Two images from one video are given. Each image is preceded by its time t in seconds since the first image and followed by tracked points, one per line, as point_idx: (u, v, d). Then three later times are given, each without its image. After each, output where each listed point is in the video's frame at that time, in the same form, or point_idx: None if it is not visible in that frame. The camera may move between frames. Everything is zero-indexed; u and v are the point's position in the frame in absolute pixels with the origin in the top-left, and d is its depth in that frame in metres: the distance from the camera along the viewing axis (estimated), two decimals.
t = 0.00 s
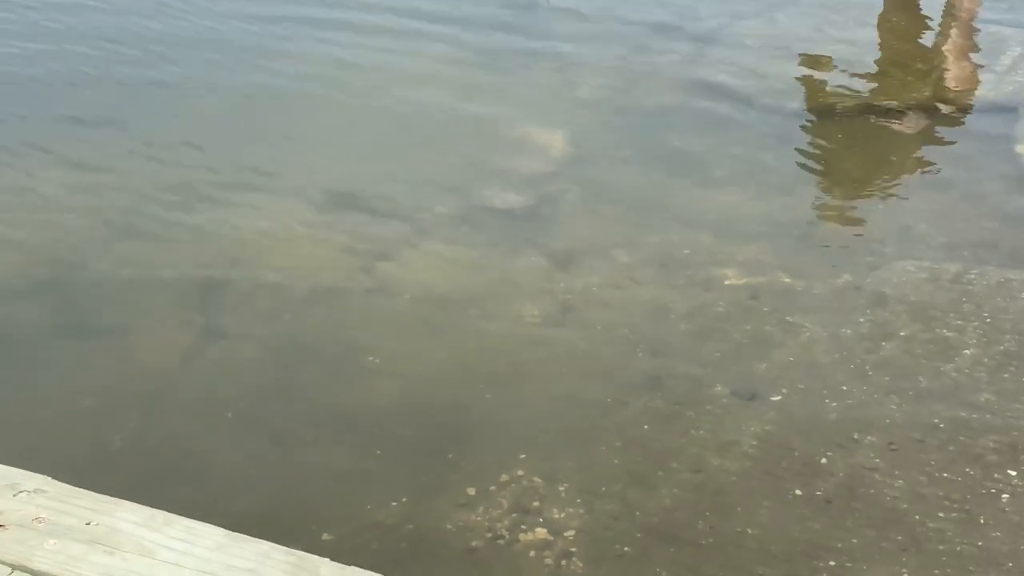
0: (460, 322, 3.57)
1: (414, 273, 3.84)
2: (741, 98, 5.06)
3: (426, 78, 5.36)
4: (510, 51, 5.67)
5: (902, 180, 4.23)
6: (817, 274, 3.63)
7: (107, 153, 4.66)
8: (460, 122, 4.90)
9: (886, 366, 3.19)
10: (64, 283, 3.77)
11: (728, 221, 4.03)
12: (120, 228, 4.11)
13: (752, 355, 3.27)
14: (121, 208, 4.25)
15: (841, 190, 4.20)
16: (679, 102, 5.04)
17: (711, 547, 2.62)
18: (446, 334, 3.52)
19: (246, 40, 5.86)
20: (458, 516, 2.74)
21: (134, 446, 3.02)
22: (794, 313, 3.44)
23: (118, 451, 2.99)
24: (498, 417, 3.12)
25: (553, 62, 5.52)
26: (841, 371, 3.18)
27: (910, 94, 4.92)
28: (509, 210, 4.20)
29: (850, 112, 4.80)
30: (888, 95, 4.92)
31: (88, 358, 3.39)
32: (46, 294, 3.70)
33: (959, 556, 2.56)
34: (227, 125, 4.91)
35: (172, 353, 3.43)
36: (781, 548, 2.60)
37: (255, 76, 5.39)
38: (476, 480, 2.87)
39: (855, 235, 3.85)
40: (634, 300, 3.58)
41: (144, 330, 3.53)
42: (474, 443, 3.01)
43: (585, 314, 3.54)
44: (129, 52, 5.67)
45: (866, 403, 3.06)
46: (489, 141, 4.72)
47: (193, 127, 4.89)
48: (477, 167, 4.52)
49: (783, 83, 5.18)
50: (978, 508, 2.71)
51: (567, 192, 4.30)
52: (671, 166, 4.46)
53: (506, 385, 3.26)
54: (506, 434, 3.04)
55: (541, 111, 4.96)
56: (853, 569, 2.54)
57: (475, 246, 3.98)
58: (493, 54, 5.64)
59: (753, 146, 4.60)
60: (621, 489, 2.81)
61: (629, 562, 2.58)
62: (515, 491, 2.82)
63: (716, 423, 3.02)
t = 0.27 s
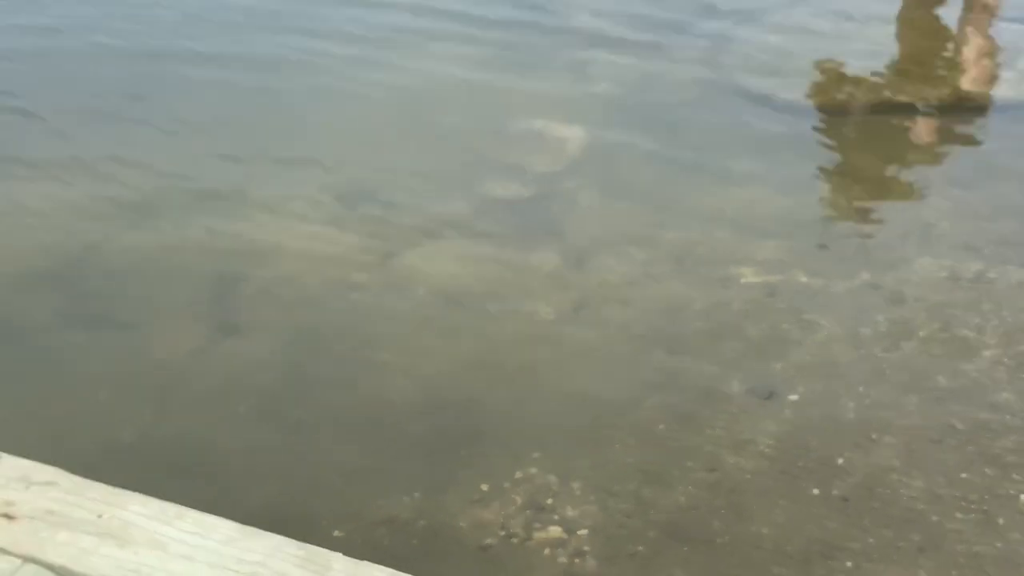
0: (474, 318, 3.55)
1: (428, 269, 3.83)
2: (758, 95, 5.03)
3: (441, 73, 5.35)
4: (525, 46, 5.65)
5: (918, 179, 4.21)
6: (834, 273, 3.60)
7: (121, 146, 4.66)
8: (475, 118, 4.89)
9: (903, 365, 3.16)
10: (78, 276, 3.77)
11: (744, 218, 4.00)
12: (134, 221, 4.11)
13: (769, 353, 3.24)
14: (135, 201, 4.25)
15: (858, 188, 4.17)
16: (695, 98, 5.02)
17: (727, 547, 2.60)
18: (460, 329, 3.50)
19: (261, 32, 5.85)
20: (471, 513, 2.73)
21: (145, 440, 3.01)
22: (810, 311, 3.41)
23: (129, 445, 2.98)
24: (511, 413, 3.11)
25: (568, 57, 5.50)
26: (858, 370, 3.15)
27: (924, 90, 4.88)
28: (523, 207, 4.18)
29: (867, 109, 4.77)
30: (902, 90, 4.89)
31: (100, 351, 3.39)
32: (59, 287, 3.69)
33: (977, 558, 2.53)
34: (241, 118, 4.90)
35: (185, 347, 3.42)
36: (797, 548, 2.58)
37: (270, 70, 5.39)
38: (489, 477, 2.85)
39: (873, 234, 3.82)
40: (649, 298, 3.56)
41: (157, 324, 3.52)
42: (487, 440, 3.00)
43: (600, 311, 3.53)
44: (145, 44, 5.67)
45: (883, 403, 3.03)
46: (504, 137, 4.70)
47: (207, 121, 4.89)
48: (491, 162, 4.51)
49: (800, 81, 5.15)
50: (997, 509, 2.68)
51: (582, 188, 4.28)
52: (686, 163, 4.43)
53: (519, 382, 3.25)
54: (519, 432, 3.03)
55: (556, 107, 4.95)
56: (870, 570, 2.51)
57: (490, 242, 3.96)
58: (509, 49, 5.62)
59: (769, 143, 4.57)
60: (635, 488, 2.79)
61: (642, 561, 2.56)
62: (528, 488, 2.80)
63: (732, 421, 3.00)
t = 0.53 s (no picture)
0: (485, 315, 3.64)
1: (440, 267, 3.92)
2: (767, 96, 5.09)
3: (454, 74, 5.44)
4: (537, 45, 5.72)
5: (922, 180, 4.27)
6: (839, 273, 3.66)
7: (142, 147, 4.76)
8: (487, 118, 4.98)
9: (905, 364, 3.22)
10: (99, 274, 3.87)
11: (751, 218, 4.06)
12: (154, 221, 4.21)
13: (772, 352, 3.31)
14: (155, 201, 4.35)
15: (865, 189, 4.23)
16: (705, 99, 5.08)
17: (728, 543, 2.68)
18: (470, 326, 3.59)
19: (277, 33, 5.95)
20: (479, 508, 2.81)
21: (167, 437, 3.12)
22: (814, 310, 3.48)
23: (151, 443, 3.09)
24: (520, 410, 3.19)
25: (580, 58, 5.57)
26: (861, 369, 3.22)
27: (930, 95, 4.96)
28: (534, 206, 4.26)
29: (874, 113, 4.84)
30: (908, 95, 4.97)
31: (120, 348, 3.49)
32: (81, 286, 3.80)
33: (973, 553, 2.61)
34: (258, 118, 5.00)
35: (203, 343, 3.52)
36: (796, 543, 2.65)
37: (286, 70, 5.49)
38: (498, 473, 2.93)
39: (878, 234, 3.88)
40: (656, 296, 3.63)
41: (175, 322, 3.62)
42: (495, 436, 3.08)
43: (607, 310, 3.60)
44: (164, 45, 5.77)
45: (885, 401, 3.09)
46: (516, 136, 4.78)
47: (224, 121, 4.99)
48: (503, 162, 4.59)
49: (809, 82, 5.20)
50: (993, 505, 2.75)
51: (592, 187, 4.36)
52: (695, 164, 4.50)
53: (528, 379, 3.33)
54: (528, 428, 3.11)
55: (568, 107, 5.02)
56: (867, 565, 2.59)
57: (501, 240, 4.04)
58: (521, 48, 5.69)
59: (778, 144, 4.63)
60: (640, 484, 2.87)
61: (646, 556, 2.64)
62: (536, 484, 2.88)
63: (735, 419, 3.07)
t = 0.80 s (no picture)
0: (498, 315, 3.60)
1: (454, 266, 3.88)
2: (782, 98, 5.05)
3: (467, 72, 5.41)
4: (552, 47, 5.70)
5: (940, 181, 4.23)
6: (857, 275, 3.62)
7: (153, 144, 4.74)
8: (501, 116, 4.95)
9: (925, 367, 3.18)
10: (109, 270, 3.84)
11: (768, 219, 4.02)
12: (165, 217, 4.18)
13: (790, 354, 3.27)
14: (166, 197, 4.32)
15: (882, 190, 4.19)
16: (720, 101, 5.04)
17: (747, 544, 2.62)
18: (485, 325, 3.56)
19: (290, 34, 5.95)
20: (492, 507, 2.76)
21: (172, 430, 3.06)
22: (832, 312, 3.44)
23: (157, 435, 3.03)
24: (533, 410, 3.15)
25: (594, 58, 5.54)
26: (880, 372, 3.17)
27: (947, 96, 4.91)
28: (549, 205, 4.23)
29: (890, 115, 4.80)
30: (924, 96, 4.92)
31: (129, 342, 3.44)
32: (90, 281, 3.76)
33: (996, 558, 2.56)
34: (271, 116, 4.98)
35: (213, 340, 3.48)
36: (816, 546, 2.60)
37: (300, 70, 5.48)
38: (511, 472, 2.89)
39: (896, 236, 3.84)
40: (672, 297, 3.60)
41: (185, 318, 3.58)
42: (509, 436, 3.04)
43: (622, 310, 3.57)
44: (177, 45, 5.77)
45: (904, 404, 3.05)
46: (530, 135, 4.75)
47: (237, 118, 4.97)
48: (517, 160, 4.56)
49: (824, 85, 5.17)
50: (1016, 510, 2.70)
51: (607, 187, 4.32)
52: (710, 164, 4.46)
53: (542, 379, 3.29)
54: (541, 428, 3.07)
55: (582, 106, 4.99)
56: (889, 569, 2.53)
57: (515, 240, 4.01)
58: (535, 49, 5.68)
59: (794, 146, 4.59)
60: (656, 485, 2.82)
61: (663, 557, 2.58)
62: (550, 484, 2.83)
63: (752, 421, 3.03)
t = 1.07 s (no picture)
0: (508, 316, 3.61)
1: (465, 266, 3.89)
2: (793, 100, 5.05)
3: (478, 72, 5.42)
4: (562, 48, 5.71)
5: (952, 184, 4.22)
6: (868, 278, 3.62)
7: (165, 143, 4.76)
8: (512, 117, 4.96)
9: (936, 370, 3.17)
10: (121, 269, 3.86)
11: (779, 221, 4.03)
12: (177, 216, 4.20)
13: (801, 356, 3.27)
14: (178, 196, 4.34)
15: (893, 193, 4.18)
16: (731, 102, 5.04)
17: (757, 546, 2.62)
18: (496, 326, 3.57)
19: (302, 35, 5.97)
20: (502, 507, 2.77)
21: (184, 429, 3.07)
22: (844, 315, 3.44)
23: (168, 433, 3.05)
24: (543, 411, 3.16)
25: (605, 59, 5.55)
26: (891, 375, 3.17)
27: (959, 99, 4.91)
28: (560, 206, 4.23)
29: (902, 118, 4.79)
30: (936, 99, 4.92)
31: (141, 340, 3.46)
32: (102, 280, 3.78)
33: (1007, 562, 2.56)
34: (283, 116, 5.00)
35: (224, 340, 3.50)
36: (826, 548, 2.61)
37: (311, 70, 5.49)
38: (521, 473, 2.90)
39: (908, 239, 3.84)
40: (683, 299, 3.60)
41: (196, 317, 3.60)
42: (519, 437, 3.05)
43: (633, 312, 3.57)
44: (190, 46, 5.80)
45: (916, 407, 3.05)
46: (541, 135, 4.76)
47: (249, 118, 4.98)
48: (528, 161, 4.57)
49: (835, 87, 5.16)
50: None
51: (617, 188, 4.33)
52: (721, 165, 4.46)
53: (552, 380, 3.30)
54: (551, 429, 3.07)
55: (593, 107, 5.00)
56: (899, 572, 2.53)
57: (526, 241, 4.02)
58: (546, 50, 5.68)
59: (804, 148, 4.59)
60: (666, 486, 2.83)
61: (672, 558, 2.58)
62: (560, 484, 2.84)
63: (763, 424, 3.03)
